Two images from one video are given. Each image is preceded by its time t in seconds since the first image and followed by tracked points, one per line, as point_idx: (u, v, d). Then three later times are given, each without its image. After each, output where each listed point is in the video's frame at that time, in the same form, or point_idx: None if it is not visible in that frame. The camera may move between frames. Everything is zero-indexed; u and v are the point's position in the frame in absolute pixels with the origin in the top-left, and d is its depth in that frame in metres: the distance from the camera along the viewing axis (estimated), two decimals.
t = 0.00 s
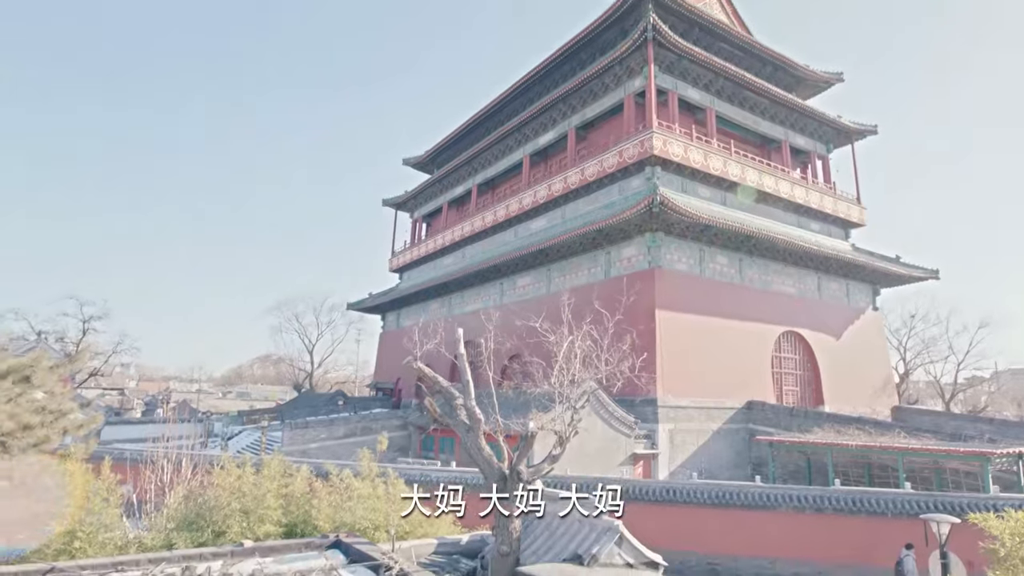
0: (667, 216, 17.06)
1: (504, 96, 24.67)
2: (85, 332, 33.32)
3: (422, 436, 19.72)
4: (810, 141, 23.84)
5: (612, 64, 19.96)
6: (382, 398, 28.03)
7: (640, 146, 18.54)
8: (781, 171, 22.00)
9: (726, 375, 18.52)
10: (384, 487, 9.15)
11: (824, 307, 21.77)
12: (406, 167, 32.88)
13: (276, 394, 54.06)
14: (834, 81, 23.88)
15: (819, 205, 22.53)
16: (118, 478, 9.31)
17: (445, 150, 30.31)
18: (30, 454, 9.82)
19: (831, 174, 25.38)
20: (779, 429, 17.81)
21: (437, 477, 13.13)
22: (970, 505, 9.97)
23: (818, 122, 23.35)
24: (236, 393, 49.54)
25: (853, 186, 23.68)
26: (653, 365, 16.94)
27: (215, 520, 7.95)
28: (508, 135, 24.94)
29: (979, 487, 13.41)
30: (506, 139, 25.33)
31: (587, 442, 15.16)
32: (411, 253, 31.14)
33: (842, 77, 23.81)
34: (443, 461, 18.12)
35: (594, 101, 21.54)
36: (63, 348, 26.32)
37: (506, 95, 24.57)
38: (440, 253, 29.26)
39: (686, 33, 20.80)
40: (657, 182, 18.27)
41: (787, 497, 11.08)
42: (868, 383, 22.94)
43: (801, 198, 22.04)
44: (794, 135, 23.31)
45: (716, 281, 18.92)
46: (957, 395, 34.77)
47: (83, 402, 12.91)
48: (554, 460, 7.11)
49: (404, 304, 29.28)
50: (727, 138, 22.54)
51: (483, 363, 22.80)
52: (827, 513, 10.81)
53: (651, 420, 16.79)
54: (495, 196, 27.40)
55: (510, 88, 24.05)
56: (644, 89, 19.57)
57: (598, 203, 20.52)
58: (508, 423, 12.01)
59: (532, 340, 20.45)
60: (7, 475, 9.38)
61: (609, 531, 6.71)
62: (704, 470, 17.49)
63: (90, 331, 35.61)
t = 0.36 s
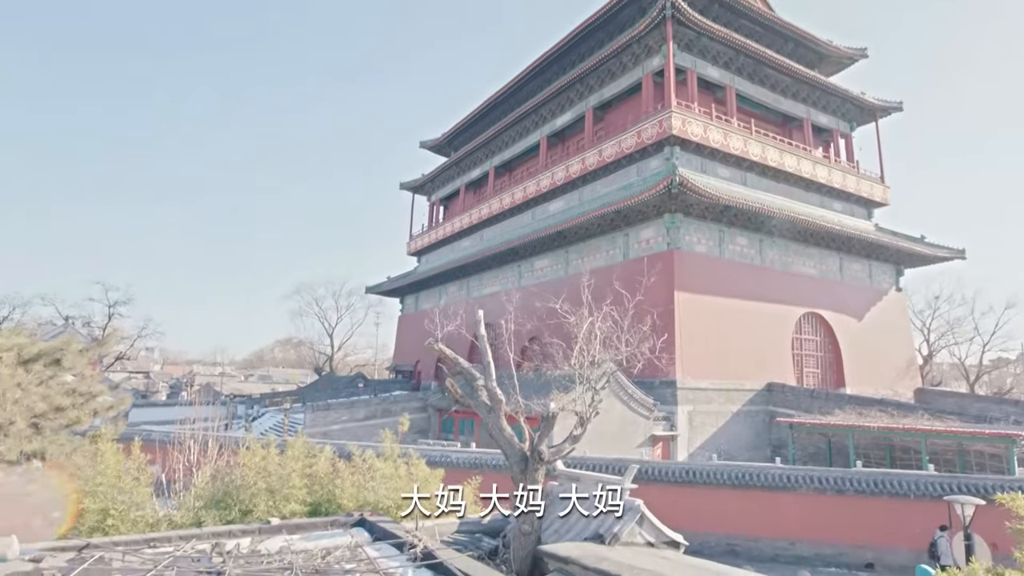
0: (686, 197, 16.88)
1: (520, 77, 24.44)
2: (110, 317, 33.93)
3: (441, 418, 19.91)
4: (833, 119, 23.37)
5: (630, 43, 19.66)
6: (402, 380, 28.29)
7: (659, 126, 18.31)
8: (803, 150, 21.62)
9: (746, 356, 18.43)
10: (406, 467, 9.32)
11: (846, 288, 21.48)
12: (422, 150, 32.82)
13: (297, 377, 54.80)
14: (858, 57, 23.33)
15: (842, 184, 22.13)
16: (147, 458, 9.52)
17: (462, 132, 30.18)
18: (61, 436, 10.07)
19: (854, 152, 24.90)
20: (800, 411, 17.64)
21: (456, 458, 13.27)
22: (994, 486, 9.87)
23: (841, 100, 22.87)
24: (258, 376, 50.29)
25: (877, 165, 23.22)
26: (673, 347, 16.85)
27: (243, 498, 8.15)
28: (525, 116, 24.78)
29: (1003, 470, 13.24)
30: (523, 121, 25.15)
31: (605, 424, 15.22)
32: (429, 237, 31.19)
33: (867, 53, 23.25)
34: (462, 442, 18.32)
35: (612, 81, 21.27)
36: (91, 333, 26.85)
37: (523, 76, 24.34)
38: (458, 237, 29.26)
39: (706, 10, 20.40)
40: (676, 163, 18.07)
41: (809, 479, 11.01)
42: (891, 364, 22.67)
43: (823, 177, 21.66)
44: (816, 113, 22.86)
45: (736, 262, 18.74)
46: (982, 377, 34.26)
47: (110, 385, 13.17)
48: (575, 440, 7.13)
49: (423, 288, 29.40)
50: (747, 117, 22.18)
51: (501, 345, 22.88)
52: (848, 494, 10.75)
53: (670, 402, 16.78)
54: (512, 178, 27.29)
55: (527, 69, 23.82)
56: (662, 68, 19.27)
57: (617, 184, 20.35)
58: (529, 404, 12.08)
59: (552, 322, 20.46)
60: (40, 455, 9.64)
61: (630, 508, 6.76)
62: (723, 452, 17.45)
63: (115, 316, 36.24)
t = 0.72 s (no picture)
0: (706, 176, 16.66)
1: (537, 55, 24.17)
2: (135, 299, 34.51)
3: (461, 398, 20.07)
4: (857, 94, 22.83)
5: (649, 19, 19.30)
6: (421, 361, 28.53)
7: (678, 103, 18.03)
8: (826, 126, 21.18)
9: (766, 336, 18.31)
10: (428, 445, 9.42)
11: (869, 266, 21.14)
12: (439, 130, 32.70)
13: (318, 357, 55.44)
14: (884, 29, 22.69)
15: (866, 161, 21.68)
16: (175, 436, 9.75)
17: (479, 112, 29.98)
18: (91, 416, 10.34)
19: (879, 128, 24.35)
20: (820, 391, 17.55)
21: (477, 437, 13.39)
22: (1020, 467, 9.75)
23: (866, 74, 22.31)
24: (280, 357, 50.97)
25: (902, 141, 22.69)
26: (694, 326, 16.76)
27: (269, 476, 8.31)
28: (542, 96, 24.54)
29: None
30: (540, 100, 24.92)
31: (625, 403, 15.22)
32: (446, 218, 31.21)
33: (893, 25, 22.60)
34: (482, 422, 18.47)
35: (630, 58, 20.94)
36: (117, 316, 27.35)
37: (539, 55, 24.06)
38: (476, 217, 29.23)
39: None
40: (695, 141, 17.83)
41: (829, 458, 10.97)
42: (914, 343, 22.36)
43: (847, 154, 21.23)
44: (840, 88, 22.34)
45: (756, 241, 18.52)
46: (1009, 357, 33.65)
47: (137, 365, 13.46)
48: (595, 419, 7.15)
49: (441, 269, 29.48)
50: (768, 93, 21.75)
51: (521, 325, 22.91)
52: (869, 473, 10.69)
53: (689, 381, 16.74)
54: (530, 158, 27.12)
55: (544, 47, 23.53)
56: (682, 44, 18.92)
57: (635, 163, 20.15)
58: (549, 383, 12.15)
59: (571, 302, 20.43)
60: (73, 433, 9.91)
61: (652, 486, 6.67)
62: (743, 431, 17.41)
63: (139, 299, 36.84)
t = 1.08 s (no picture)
0: (727, 148, 16.37)
1: (554, 27, 23.76)
2: (159, 276, 34.98)
3: (480, 372, 20.19)
4: (885, 62, 22.19)
5: None
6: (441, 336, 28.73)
7: (699, 74, 17.67)
8: (851, 95, 20.65)
9: (788, 311, 18.14)
10: (449, 418, 9.54)
11: (894, 240, 20.74)
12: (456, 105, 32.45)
13: (338, 333, 56.04)
14: None
15: (892, 131, 21.14)
16: (203, 409, 9.99)
17: (496, 86, 29.67)
18: (121, 390, 10.64)
19: (906, 98, 23.69)
20: (842, 365, 17.41)
21: (497, 411, 13.53)
22: None
23: (894, 42, 21.64)
24: (301, 333, 51.60)
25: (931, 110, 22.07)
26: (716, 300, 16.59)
27: (294, 448, 8.44)
28: (560, 68, 24.19)
29: None
30: (558, 72, 24.57)
31: (643, 377, 15.25)
32: (464, 193, 31.14)
33: None
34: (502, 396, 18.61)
35: (650, 28, 20.51)
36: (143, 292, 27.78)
37: (557, 26, 23.66)
38: (493, 192, 29.13)
39: None
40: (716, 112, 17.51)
41: (851, 433, 10.91)
42: (939, 318, 22.01)
43: (872, 125, 20.71)
44: (867, 56, 21.72)
45: (779, 214, 18.24)
46: None
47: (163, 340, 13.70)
48: (616, 392, 7.17)
49: (459, 245, 29.48)
50: (792, 63, 21.22)
51: (540, 300, 22.90)
52: (891, 448, 10.63)
53: (709, 356, 16.68)
54: (548, 132, 26.86)
55: (562, 18, 23.12)
56: (703, 13, 18.48)
57: (655, 136, 19.88)
58: (570, 356, 12.18)
59: (590, 277, 20.35)
60: (104, 406, 10.23)
61: (672, 458, 6.74)
62: (762, 406, 17.37)
63: (163, 276, 37.33)
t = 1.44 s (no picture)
0: (750, 122, 16.07)
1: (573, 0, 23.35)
2: (183, 255, 35.43)
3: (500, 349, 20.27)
4: (915, 32, 21.53)
5: None
6: (460, 313, 28.86)
7: (722, 47, 17.30)
8: (879, 67, 20.09)
9: (811, 287, 17.94)
10: (471, 393, 9.64)
11: (921, 215, 20.30)
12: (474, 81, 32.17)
13: (359, 311, 56.49)
14: None
15: (921, 104, 20.57)
16: (230, 384, 10.18)
17: (514, 61, 29.32)
18: (149, 366, 10.90)
19: (937, 68, 23.00)
20: (866, 343, 17.18)
21: (517, 387, 13.66)
22: None
23: (925, 10, 20.97)
24: (323, 311, 52.10)
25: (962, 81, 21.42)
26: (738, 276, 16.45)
27: (319, 422, 8.57)
28: (579, 42, 23.83)
29: None
30: (577, 47, 24.20)
31: (662, 354, 15.26)
32: (482, 170, 30.99)
33: None
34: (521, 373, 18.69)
35: None
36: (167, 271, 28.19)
37: None
38: (512, 169, 28.96)
39: None
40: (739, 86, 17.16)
41: (875, 410, 10.82)
42: (966, 295, 21.61)
43: (901, 97, 20.17)
44: (896, 26, 21.08)
45: (803, 189, 17.92)
46: None
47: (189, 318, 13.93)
48: (638, 367, 7.16)
49: (477, 222, 29.43)
50: (818, 33, 20.67)
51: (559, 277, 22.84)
52: (915, 426, 10.53)
53: (730, 333, 16.57)
54: (567, 108, 26.56)
55: None
56: None
57: (676, 111, 19.58)
58: (592, 332, 12.16)
59: (611, 253, 20.21)
60: (134, 381, 10.51)
61: (695, 433, 6.76)
62: (784, 383, 17.26)
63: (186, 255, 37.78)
